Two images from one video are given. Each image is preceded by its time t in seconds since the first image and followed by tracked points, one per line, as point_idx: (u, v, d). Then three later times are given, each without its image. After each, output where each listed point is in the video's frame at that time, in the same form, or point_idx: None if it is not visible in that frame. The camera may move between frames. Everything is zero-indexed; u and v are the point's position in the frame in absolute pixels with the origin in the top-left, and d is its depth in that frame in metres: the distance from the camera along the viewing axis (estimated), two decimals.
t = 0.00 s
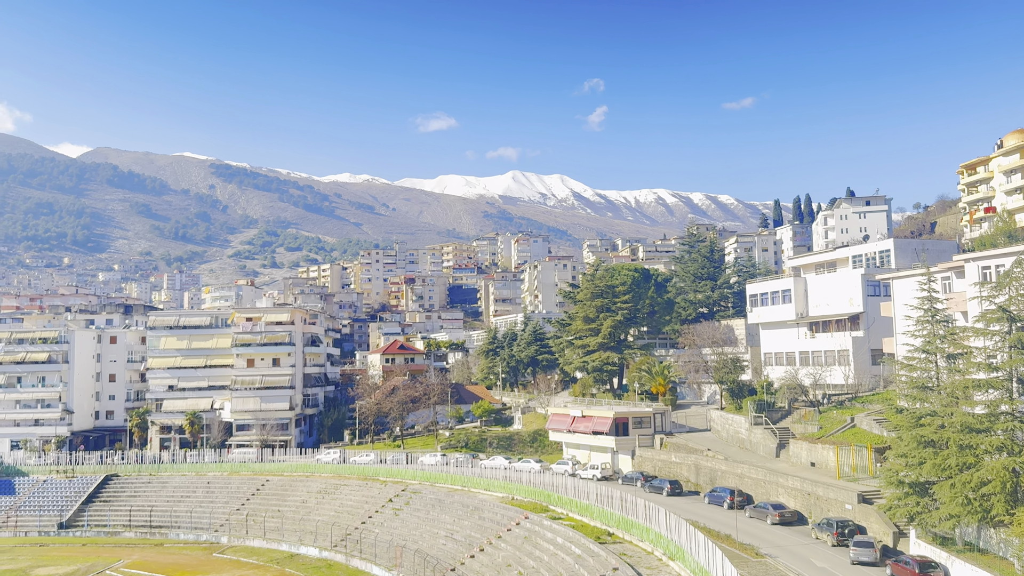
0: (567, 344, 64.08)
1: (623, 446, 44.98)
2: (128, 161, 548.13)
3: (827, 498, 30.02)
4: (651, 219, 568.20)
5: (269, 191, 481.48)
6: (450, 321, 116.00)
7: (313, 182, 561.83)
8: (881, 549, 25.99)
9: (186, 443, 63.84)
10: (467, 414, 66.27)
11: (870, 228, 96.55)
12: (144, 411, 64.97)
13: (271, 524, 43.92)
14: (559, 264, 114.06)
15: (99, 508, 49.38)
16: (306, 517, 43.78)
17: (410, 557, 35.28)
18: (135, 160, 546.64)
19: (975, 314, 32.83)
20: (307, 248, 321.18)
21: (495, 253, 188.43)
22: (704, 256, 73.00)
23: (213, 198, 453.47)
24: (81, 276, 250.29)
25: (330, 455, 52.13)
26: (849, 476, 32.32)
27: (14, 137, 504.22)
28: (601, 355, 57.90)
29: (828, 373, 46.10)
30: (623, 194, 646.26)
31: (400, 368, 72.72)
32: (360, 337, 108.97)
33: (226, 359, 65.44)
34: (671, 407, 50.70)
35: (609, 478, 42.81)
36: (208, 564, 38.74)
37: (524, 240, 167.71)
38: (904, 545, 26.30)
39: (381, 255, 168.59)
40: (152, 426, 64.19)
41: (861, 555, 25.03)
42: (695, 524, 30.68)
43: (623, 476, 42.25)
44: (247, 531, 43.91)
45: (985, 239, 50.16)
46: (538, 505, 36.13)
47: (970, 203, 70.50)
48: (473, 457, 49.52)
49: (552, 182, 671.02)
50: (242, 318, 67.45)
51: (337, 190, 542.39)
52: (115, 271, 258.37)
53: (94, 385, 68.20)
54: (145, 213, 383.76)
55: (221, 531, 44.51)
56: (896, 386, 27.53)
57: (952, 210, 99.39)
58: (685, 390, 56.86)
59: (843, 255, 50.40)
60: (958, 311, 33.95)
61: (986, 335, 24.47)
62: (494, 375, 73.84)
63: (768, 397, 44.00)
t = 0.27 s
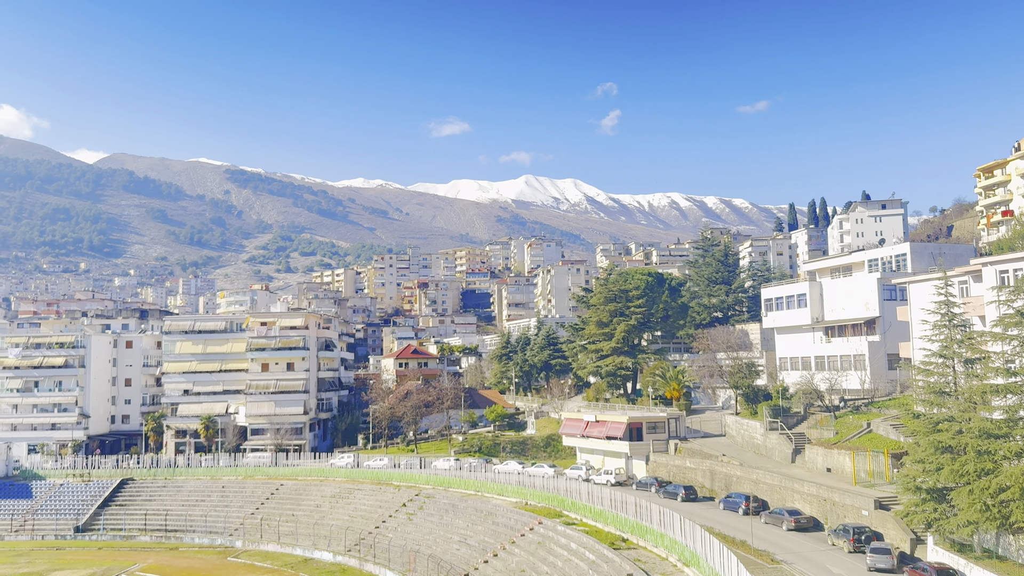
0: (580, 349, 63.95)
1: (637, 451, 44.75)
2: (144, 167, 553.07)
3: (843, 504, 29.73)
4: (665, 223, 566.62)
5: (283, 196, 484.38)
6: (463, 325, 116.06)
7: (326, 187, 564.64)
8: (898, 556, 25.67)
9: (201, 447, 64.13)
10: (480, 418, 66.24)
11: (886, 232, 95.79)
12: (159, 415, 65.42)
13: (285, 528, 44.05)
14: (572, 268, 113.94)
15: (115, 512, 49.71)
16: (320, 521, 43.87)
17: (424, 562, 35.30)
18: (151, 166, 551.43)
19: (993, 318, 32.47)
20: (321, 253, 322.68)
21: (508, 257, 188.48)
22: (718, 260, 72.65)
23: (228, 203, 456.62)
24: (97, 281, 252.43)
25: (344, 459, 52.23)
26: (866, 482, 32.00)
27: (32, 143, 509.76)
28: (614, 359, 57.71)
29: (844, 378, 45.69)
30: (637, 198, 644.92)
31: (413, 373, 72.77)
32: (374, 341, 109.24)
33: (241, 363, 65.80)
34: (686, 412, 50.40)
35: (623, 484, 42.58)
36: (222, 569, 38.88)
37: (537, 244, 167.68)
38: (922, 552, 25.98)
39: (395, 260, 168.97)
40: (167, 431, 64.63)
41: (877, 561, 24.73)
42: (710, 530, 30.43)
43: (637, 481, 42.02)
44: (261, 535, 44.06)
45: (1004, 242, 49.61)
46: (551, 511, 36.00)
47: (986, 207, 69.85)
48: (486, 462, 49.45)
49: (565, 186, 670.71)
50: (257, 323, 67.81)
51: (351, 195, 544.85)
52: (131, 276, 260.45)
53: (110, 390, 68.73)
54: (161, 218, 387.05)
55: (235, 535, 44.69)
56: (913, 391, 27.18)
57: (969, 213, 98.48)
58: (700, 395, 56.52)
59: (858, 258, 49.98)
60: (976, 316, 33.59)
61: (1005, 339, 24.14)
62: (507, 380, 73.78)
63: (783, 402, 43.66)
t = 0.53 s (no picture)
0: (591, 352, 63.87)
1: (648, 454, 44.59)
2: (157, 170, 556.87)
3: (856, 507, 29.51)
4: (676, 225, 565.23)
5: (294, 199, 486.57)
6: (473, 328, 116.11)
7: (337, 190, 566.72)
8: (911, 560, 25.45)
9: (213, 449, 64.40)
10: (490, 421, 66.21)
11: (899, 234, 95.17)
12: (171, 418, 65.79)
13: (296, 530, 44.18)
14: (583, 271, 113.79)
15: (127, 514, 49.99)
16: (331, 523, 43.96)
17: (434, 565, 35.31)
18: (163, 169, 555.08)
19: (1007, 320, 32.21)
20: (332, 256, 323.79)
21: (519, 260, 188.48)
22: (729, 262, 72.37)
23: (240, 207, 459.05)
24: (110, 284, 254.06)
25: (354, 461, 52.32)
26: (879, 485, 31.76)
27: (46, 147, 514.16)
28: (625, 362, 57.58)
29: (857, 380, 45.39)
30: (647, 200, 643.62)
31: (424, 375, 72.85)
32: (384, 344, 109.46)
33: (252, 366, 66.09)
34: (697, 415, 50.18)
35: (634, 487, 42.44)
36: (234, 571, 39.02)
37: (547, 247, 167.64)
38: (935, 556, 25.76)
39: (405, 263, 169.35)
40: (179, 433, 64.98)
41: (891, 565, 24.52)
42: (721, 533, 30.27)
43: (648, 485, 41.86)
44: (272, 537, 44.20)
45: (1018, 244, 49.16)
46: (562, 514, 35.91)
47: (1000, 209, 69.33)
48: (497, 464, 49.43)
49: (576, 189, 670.28)
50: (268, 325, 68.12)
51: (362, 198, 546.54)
52: (143, 279, 262.07)
53: (123, 392, 69.18)
54: (174, 222, 389.54)
55: (247, 537, 44.86)
56: (926, 394, 26.98)
57: (983, 215, 97.70)
58: (711, 398, 56.27)
59: (870, 261, 49.66)
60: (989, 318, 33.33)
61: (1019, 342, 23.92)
62: (518, 383, 73.73)
63: (795, 405, 43.39)
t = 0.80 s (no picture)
0: (601, 351, 63.77)
1: (658, 454, 44.49)
2: (168, 171, 560.06)
3: (868, 508, 29.35)
4: (686, 225, 563.75)
5: (305, 200, 488.49)
6: (483, 328, 116.18)
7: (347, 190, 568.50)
8: (924, 561, 25.27)
9: (224, 449, 64.75)
10: (500, 420, 66.25)
11: (911, 233, 94.56)
12: (183, 417, 66.21)
13: (307, 529, 44.37)
14: (593, 270, 113.65)
15: (140, 513, 50.32)
16: (342, 523, 44.09)
17: (445, 564, 35.38)
18: (175, 170, 558.17)
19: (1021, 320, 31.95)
20: (343, 256, 324.68)
21: (528, 260, 188.47)
22: (740, 262, 72.14)
23: (251, 207, 461.11)
24: (122, 284, 255.62)
25: (365, 461, 52.47)
26: (891, 486, 31.56)
27: (58, 149, 518.05)
28: (636, 362, 57.50)
29: (868, 380, 45.13)
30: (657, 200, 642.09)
31: (434, 375, 72.95)
32: (394, 344, 109.70)
33: (264, 366, 66.38)
34: (708, 415, 50.04)
35: (645, 487, 42.35)
36: (245, 569, 39.20)
37: (558, 246, 167.48)
38: (948, 557, 25.58)
39: (416, 263, 169.65)
40: (191, 432, 65.35)
41: (903, 565, 24.35)
42: (732, 533, 30.15)
43: (658, 485, 41.77)
44: (283, 536, 44.39)
45: None
46: (573, 513, 35.87)
47: (1014, 208, 68.77)
48: (507, 464, 49.43)
49: (586, 188, 669.38)
50: (280, 325, 68.40)
51: (372, 198, 547.80)
52: (156, 279, 263.63)
53: (135, 392, 69.63)
54: (185, 222, 391.72)
55: (258, 536, 45.10)
56: (939, 394, 26.79)
57: (996, 214, 96.97)
58: (722, 398, 56.08)
59: (882, 260, 49.33)
60: (1003, 318, 33.11)
61: None
62: (528, 382, 73.76)
63: (807, 405, 43.19)
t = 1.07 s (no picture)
0: (615, 348, 63.68)
1: (673, 451, 44.39)
2: (184, 169, 564.07)
3: (885, 505, 29.14)
4: (701, 221, 561.06)
5: (319, 198, 490.65)
6: (497, 324, 116.30)
7: (361, 188, 570.42)
8: (942, 559, 25.08)
9: (240, 445, 65.29)
10: (514, 417, 66.34)
11: (928, 228, 93.60)
12: (200, 414, 66.78)
13: (323, 525, 44.67)
14: (606, 267, 113.41)
15: (158, 509, 50.83)
16: (358, 519, 44.34)
17: (460, 560, 35.54)
18: (190, 168, 562.27)
19: None
20: (357, 253, 325.81)
21: (542, 256, 188.29)
22: (756, 258, 71.71)
23: (265, 205, 463.74)
24: (139, 283, 257.96)
25: (380, 457, 52.73)
26: (908, 482, 31.32)
27: (75, 149, 523.23)
28: (650, 359, 57.35)
29: (885, 377, 44.77)
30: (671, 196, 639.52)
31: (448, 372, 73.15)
32: (408, 341, 110.06)
33: (279, 363, 66.82)
34: (723, 412, 49.83)
35: (659, 484, 42.26)
36: (261, 565, 39.52)
37: (571, 243, 167.15)
38: (966, 554, 25.37)
39: (429, 259, 169.94)
40: (208, 429, 65.92)
41: (920, 563, 24.18)
42: (748, 530, 30.05)
43: (673, 482, 41.66)
44: (300, 532, 44.70)
45: None
46: (587, 510, 35.86)
47: None
48: (521, 461, 49.48)
49: (599, 185, 667.68)
50: (295, 322, 68.82)
51: (386, 195, 549.14)
52: (172, 277, 265.79)
53: (152, 389, 70.30)
54: (201, 220, 394.49)
55: (275, 532, 45.46)
56: (956, 390, 26.54)
57: (1015, 208, 95.80)
58: (737, 395, 55.81)
59: (899, 255, 48.83)
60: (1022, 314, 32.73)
61: None
62: (542, 379, 73.78)
63: (823, 401, 42.93)
